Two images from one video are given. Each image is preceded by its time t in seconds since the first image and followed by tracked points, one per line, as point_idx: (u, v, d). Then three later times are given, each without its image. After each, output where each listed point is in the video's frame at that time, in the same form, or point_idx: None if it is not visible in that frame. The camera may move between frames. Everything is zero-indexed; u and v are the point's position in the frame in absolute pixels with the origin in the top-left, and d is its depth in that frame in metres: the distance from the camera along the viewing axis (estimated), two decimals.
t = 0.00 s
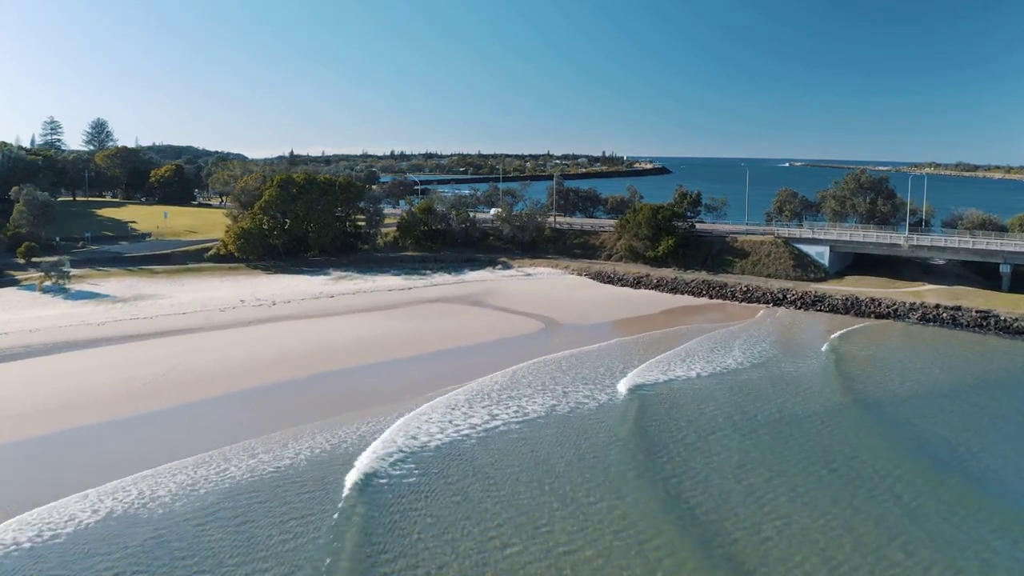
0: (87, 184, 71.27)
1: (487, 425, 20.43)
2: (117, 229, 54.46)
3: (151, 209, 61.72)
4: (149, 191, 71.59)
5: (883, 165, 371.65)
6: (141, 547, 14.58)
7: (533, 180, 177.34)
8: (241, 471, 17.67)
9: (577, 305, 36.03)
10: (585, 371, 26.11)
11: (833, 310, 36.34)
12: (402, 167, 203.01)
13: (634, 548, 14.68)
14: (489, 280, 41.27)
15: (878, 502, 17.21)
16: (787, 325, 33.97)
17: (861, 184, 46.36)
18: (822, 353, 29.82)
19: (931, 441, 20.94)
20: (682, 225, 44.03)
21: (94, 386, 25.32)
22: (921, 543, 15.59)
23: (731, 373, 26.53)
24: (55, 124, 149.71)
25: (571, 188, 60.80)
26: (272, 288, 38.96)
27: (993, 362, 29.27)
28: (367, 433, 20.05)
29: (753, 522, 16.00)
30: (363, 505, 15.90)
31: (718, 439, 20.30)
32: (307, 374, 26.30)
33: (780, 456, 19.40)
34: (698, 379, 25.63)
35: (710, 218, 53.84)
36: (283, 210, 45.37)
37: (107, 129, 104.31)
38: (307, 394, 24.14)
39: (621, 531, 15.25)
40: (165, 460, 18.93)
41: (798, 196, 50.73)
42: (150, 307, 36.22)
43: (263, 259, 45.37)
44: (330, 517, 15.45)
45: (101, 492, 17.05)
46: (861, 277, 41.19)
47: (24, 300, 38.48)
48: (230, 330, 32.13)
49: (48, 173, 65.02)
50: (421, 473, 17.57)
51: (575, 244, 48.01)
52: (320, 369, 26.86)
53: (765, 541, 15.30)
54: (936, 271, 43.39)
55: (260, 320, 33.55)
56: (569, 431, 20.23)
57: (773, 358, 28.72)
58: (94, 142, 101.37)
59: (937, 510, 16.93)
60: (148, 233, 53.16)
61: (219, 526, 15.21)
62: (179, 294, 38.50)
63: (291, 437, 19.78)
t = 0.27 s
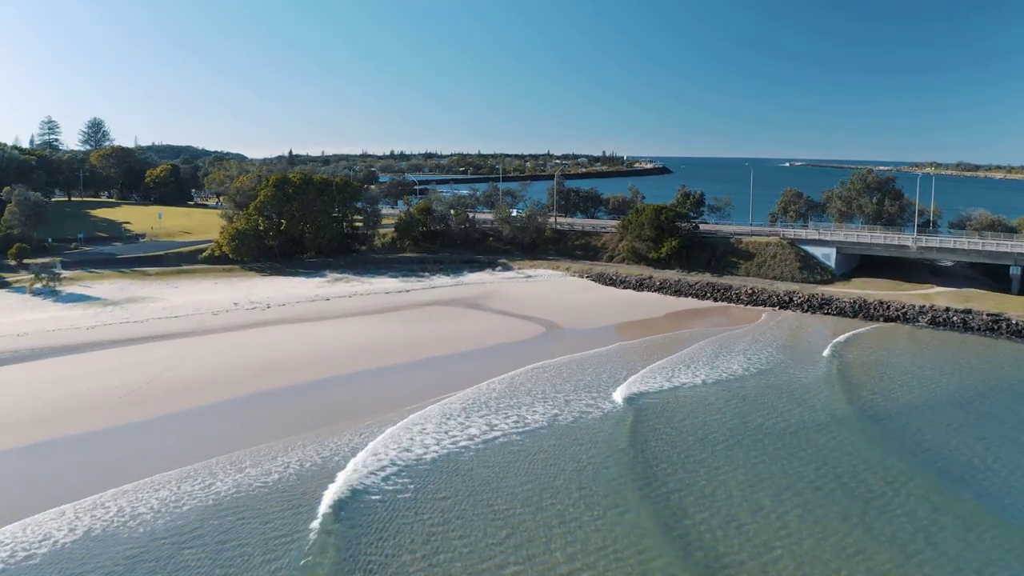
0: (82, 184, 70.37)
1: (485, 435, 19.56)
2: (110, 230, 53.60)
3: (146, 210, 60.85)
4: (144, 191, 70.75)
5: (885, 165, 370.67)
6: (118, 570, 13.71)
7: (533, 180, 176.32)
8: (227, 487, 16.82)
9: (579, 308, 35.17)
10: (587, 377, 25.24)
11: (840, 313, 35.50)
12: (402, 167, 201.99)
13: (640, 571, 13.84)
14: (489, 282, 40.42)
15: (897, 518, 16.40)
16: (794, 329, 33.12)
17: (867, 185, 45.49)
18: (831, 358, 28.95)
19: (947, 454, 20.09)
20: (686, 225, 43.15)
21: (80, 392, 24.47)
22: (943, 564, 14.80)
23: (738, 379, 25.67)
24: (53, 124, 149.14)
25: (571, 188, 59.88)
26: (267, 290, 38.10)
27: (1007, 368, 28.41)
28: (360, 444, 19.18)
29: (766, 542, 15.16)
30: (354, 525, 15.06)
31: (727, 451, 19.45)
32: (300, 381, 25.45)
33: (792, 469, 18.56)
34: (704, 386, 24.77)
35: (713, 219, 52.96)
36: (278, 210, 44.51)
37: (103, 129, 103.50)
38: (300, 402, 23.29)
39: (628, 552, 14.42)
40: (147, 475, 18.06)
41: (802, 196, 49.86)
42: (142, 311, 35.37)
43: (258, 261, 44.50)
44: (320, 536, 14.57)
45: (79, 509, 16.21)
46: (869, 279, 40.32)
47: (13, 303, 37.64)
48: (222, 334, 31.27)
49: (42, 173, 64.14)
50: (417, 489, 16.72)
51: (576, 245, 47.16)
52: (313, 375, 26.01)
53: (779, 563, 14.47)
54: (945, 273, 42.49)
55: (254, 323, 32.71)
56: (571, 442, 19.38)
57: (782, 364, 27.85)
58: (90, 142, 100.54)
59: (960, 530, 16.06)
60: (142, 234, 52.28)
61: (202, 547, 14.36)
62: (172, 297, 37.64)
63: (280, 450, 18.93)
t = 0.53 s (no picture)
0: (75, 184, 69.38)
1: (483, 448, 18.56)
2: (102, 231, 52.61)
3: (140, 210, 59.86)
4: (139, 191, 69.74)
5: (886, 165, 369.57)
6: None
7: (532, 180, 174.83)
8: (208, 506, 15.83)
9: (581, 312, 34.17)
10: (589, 385, 24.24)
11: (850, 317, 34.52)
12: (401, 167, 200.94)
13: None
14: (488, 285, 39.44)
15: (921, 542, 15.43)
16: (801, 334, 32.15)
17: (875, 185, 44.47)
18: (841, 364, 27.96)
19: (968, 469, 19.11)
20: (690, 226, 42.14)
21: (61, 401, 23.47)
22: None
23: (746, 387, 24.66)
24: (50, 123, 148.19)
25: (572, 188, 58.83)
26: (260, 293, 37.11)
27: None
28: (351, 458, 18.17)
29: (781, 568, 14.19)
30: (342, 550, 14.08)
31: (739, 466, 18.45)
32: (290, 390, 24.45)
33: (808, 486, 17.57)
34: (712, 394, 23.76)
35: (717, 219, 51.94)
36: (272, 211, 43.51)
37: (99, 128, 102.55)
38: (290, 412, 22.29)
39: None
40: (125, 491, 17.05)
41: (808, 196, 48.86)
42: (131, 315, 34.39)
43: (252, 263, 43.49)
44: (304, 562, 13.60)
45: (50, 529, 15.23)
46: (877, 282, 39.32)
47: None
48: (212, 340, 30.29)
49: (34, 173, 63.14)
50: (410, 508, 15.73)
51: (577, 246, 46.16)
52: (305, 383, 25.02)
53: None
54: (955, 275, 41.48)
55: (246, 328, 31.73)
56: (574, 457, 18.37)
57: (791, 370, 26.87)
58: (86, 141, 99.59)
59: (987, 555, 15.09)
60: (135, 236, 51.29)
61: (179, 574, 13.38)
62: (162, 301, 36.66)
63: (266, 465, 17.95)
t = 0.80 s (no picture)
0: (70, 184, 68.47)
1: (481, 461, 17.72)
2: (95, 232, 51.74)
3: (134, 211, 58.99)
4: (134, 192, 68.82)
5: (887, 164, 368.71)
6: None
7: (532, 180, 174.00)
8: (191, 525, 14.98)
9: (582, 315, 33.34)
10: (591, 393, 23.37)
11: (858, 321, 33.71)
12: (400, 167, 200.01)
13: None
14: (487, 287, 38.62)
15: (942, 562, 14.63)
16: (808, 338, 31.35)
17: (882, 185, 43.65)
18: (851, 370, 27.15)
19: (987, 483, 18.32)
20: (693, 227, 41.30)
21: (44, 408, 22.62)
22: None
23: (753, 395, 23.81)
24: (47, 122, 147.45)
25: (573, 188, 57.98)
26: (254, 296, 36.30)
27: None
28: (341, 470, 17.29)
29: None
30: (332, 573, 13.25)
31: (750, 481, 17.61)
32: (282, 397, 23.61)
33: (822, 502, 16.75)
34: (718, 402, 22.90)
35: (721, 220, 51.11)
36: (267, 212, 42.67)
37: (96, 127, 101.69)
38: (279, 420, 21.44)
39: None
40: (104, 506, 16.20)
41: (814, 196, 48.05)
42: (121, 318, 33.57)
43: (247, 265, 42.65)
44: None
45: (23, 548, 14.39)
46: (885, 284, 38.51)
47: None
48: (203, 344, 29.45)
49: (28, 172, 62.26)
50: (404, 526, 14.90)
51: (578, 247, 45.32)
52: (297, 390, 24.20)
53: None
54: (964, 278, 40.67)
55: (238, 332, 30.89)
56: (578, 470, 17.51)
57: (799, 377, 26.06)
58: (82, 141, 98.75)
59: None
60: (128, 237, 50.42)
61: None
62: (154, 304, 35.85)
63: (254, 480, 17.10)
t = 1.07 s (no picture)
0: (63, 184, 67.42)
1: (478, 478, 16.74)
2: (87, 234, 50.73)
3: (128, 211, 57.97)
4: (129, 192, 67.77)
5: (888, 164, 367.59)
6: None
7: (532, 180, 173.06)
8: (169, 550, 13.98)
9: (583, 320, 32.38)
10: (593, 403, 22.39)
11: (868, 325, 32.76)
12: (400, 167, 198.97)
13: None
14: (487, 290, 37.65)
15: None
16: (817, 344, 30.37)
17: (890, 185, 42.67)
18: (862, 377, 26.18)
19: (1012, 501, 17.36)
20: (698, 229, 40.30)
21: (22, 419, 21.61)
22: None
23: (762, 404, 22.82)
24: (44, 121, 146.44)
25: (574, 189, 56.98)
26: (247, 300, 35.33)
27: None
28: (328, 488, 16.29)
29: None
30: None
31: (763, 499, 16.67)
32: (272, 406, 22.62)
33: (840, 523, 15.81)
34: (727, 413, 21.91)
35: (725, 221, 50.12)
36: (262, 213, 41.67)
37: (91, 126, 100.66)
38: (267, 432, 20.45)
39: None
40: (78, 527, 15.19)
41: (820, 197, 47.08)
42: (109, 323, 32.60)
43: (241, 267, 41.67)
44: None
45: None
46: (894, 287, 37.53)
47: None
48: (192, 351, 28.45)
49: (19, 173, 61.22)
50: (398, 551, 13.91)
51: (579, 249, 44.32)
52: (287, 399, 23.23)
53: None
54: (975, 280, 39.68)
55: (230, 338, 29.93)
56: (581, 488, 16.57)
57: (810, 385, 25.08)
58: (77, 140, 97.75)
59: None
60: (120, 238, 49.41)
61: None
62: (143, 308, 34.87)
63: (237, 500, 16.12)
